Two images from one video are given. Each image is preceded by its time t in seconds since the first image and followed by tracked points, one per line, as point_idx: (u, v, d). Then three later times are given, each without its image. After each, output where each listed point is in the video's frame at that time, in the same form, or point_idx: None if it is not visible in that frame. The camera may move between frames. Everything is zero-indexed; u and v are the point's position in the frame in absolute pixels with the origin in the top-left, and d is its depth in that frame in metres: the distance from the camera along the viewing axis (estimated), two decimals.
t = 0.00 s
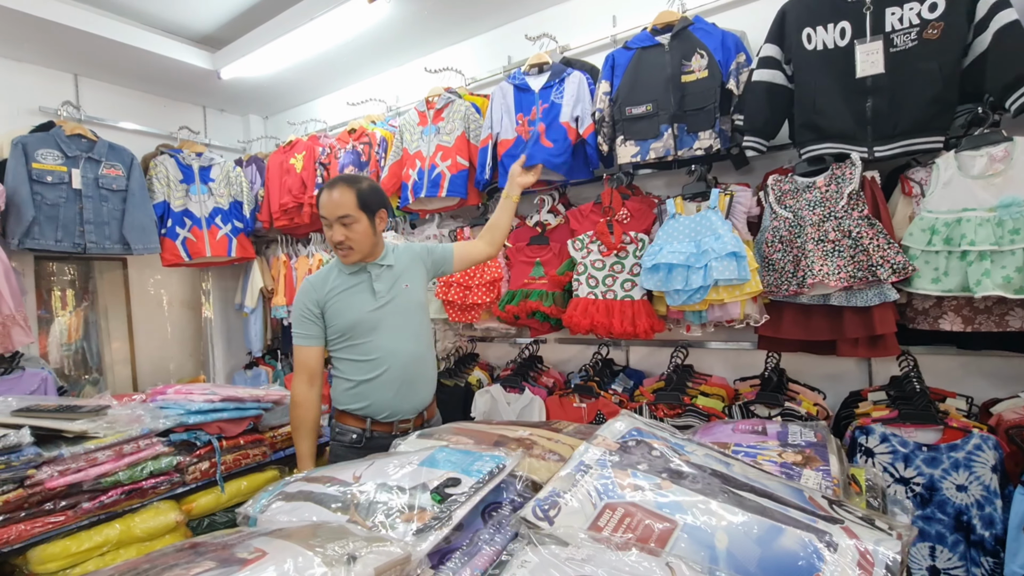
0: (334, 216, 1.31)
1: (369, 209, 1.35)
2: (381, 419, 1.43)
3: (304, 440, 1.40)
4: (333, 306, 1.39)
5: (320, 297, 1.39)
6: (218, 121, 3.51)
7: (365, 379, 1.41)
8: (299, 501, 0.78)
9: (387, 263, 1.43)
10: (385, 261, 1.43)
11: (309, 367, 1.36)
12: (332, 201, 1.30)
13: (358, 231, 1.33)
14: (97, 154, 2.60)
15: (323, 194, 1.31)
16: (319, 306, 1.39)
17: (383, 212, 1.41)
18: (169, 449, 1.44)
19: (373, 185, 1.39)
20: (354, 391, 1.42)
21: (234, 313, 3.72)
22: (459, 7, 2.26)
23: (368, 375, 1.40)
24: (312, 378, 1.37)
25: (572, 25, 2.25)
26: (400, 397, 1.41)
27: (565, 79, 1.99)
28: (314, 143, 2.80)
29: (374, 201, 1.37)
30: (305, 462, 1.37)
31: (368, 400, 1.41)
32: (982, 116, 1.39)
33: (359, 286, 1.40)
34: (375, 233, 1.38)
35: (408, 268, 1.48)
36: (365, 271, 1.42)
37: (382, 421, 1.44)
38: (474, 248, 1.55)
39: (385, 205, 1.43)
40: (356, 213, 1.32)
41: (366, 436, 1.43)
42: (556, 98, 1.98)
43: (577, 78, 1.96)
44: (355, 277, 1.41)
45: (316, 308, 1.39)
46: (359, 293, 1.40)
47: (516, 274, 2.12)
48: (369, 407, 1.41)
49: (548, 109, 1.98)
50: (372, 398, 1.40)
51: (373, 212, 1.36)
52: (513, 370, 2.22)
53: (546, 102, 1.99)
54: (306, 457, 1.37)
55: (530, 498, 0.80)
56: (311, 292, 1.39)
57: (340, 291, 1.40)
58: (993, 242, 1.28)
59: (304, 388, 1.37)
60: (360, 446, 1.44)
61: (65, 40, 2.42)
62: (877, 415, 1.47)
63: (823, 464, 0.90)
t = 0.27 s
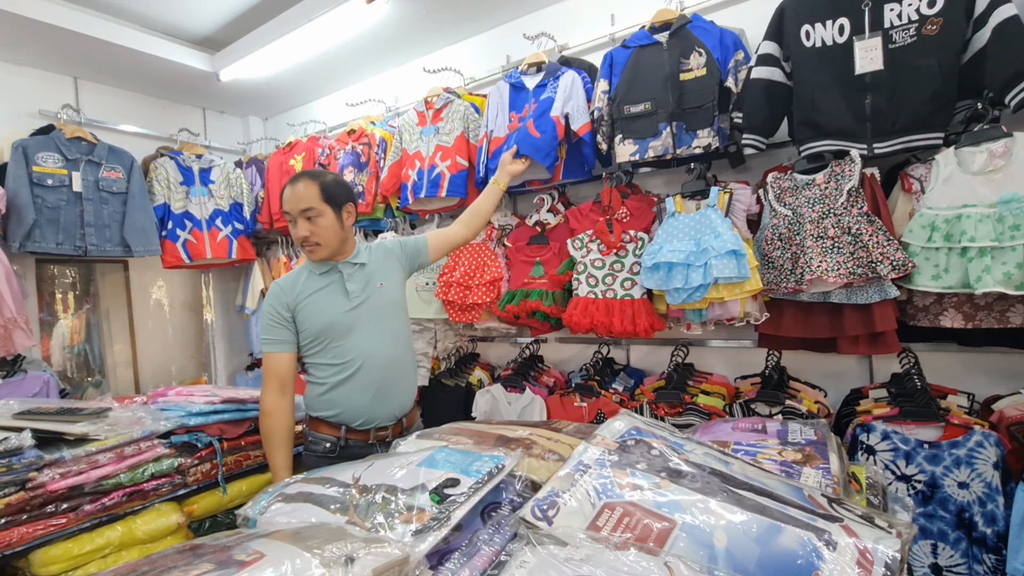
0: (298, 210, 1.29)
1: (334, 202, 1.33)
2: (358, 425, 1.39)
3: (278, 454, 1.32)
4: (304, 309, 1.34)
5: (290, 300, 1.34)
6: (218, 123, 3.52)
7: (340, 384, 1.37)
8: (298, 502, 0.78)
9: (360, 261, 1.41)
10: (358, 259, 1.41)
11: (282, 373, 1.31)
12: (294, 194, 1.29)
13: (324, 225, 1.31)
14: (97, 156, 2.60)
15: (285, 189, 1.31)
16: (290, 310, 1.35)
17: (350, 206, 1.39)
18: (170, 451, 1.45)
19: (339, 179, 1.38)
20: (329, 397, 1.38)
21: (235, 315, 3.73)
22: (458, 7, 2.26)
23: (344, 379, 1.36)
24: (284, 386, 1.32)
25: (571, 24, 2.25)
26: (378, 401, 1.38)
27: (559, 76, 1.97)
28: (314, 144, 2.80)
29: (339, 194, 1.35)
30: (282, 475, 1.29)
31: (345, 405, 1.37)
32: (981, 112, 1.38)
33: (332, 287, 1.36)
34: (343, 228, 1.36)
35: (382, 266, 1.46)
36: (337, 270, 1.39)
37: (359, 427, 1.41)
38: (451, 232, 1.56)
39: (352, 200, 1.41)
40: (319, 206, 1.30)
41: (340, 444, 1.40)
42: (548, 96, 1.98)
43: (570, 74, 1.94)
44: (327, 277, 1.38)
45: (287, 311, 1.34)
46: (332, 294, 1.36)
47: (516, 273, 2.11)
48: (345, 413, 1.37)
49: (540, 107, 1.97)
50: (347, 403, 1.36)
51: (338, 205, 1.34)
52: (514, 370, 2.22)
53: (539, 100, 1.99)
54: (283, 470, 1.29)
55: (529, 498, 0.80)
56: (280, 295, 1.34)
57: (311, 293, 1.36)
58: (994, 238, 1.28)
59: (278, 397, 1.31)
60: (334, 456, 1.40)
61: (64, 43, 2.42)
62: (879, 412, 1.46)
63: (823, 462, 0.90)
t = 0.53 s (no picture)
0: (259, 209, 1.28)
1: (297, 199, 1.32)
2: (330, 432, 1.37)
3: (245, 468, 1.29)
4: (272, 313, 1.32)
5: (257, 305, 1.33)
6: (217, 125, 3.52)
7: (311, 390, 1.35)
8: (299, 506, 0.78)
9: (329, 263, 1.40)
10: (327, 260, 1.39)
11: (248, 384, 1.30)
12: (254, 193, 1.28)
13: (288, 223, 1.30)
14: (96, 160, 2.61)
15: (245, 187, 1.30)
16: (257, 315, 1.33)
17: (315, 203, 1.38)
18: (172, 454, 1.48)
19: (303, 178, 1.37)
20: (299, 403, 1.35)
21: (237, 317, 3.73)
22: (455, 6, 2.25)
23: (314, 384, 1.34)
24: (249, 397, 1.30)
25: (569, 22, 2.24)
26: (350, 406, 1.36)
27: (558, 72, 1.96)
28: (313, 146, 2.80)
29: (303, 191, 1.34)
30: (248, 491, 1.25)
31: (316, 412, 1.34)
32: (983, 106, 1.37)
33: (300, 290, 1.35)
34: (308, 226, 1.35)
35: (353, 268, 1.44)
36: (305, 272, 1.38)
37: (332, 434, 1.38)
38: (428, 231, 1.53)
39: (316, 198, 1.40)
40: (282, 205, 1.29)
41: (312, 455, 1.38)
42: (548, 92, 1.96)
43: (569, 70, 1.93)
44: (295, 281, 1.36)
45: (254, 317, 1.32)
46: (301, 297, 1.34)
47: (516, 273, 2.11)
48: (315, 419, 1.35)
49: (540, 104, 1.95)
50: (318, 409, 1.34)
51: (301, 203, 1.33)
52: (516, 370, 2.22)
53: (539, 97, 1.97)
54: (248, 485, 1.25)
55: (531, 499, 0.80)
56: (247, 300, 1.32)
57: (279, 297, 1.34)
58: (998, 233, 1.27)
59: (244, 409, 1.29)
60: (305, 467, 1.39)
61: (63, 47, 2.42)
62: (883, 409, 1.46)
63: (827, 461, 0.89)
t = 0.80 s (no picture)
0: (233, 208, 1.25)
1: (272, 198, 1.27)
2: (305, 443, 1.30)
3: (222, 477, 1.23)
4: (245, 318, 1.29)
5: (232, 310, 1.30)
6: (219, 127, 3.53)
7: (285, 398, 1.29)
8: (303, 507, 0.78)
9: (310, 266, 1.35)
10: (307, 264, 1.35)
11: (225, 388, 1.27)
12: (228, 191, 1.25)
13: (260, 223, 1.25)
14: (99, 163, 2.62)
15: (222, 186, 1.27)
16: (232, 319, 1.30)
17: (293, 202, 1.32)
18: (176, 456, 1.49)
19: (279, 177, 1.33)
20: (274, 412, 1.30)
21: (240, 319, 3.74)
22: (456, 6, 2.25)
23: (287, 392, 1.28)
24: (228, 402, 1.27)
25: (570, 22, 2.23)
26: (324, 417, 1.29)
27: (562, 73, 1.97)
28: (315, 147, 2.80)
29: (278, 190, 1.29)
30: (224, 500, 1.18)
31: (289, 421, 1.29)
32: (987, 102, 1.36)
33: (276, 294, 1.31)
34: (284, 227, 1.29)
35: (335, 273, 1.38)
36: (282, 275, 1.34)
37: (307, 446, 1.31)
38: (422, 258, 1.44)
39: (297, 197, 1.35)
40: (255, 204, 1.24)
41: (291, 466, 1.32)
42: (553, 94, 1.97)
43: (573, 72, 1.94)
44: (272, 285, 1.33)
45: (229, 322, 1.30)
46: (275, 301, 1.30)
47: (519, 273, 2.11)
48: (289, 429, 1.29)
49: (545, 106, 1.97)
50: (291, 418, 1.28)
51: (277, 203, 1.28)
52: (519, 370, 2.22)
53: (544, 99, 1.99)
54: (224, 492, 1.18)
55: (536, 500, 0.80)
56: (223, 305, 1.30)
57: (254, 301, 1.30)
58: (1002, 230, 1.26)
59: (223, 414, 1.26)
60: (284, 478, 1.33)
61: (65, 51, 2.43)
62: (887, 407, 1.45)
63: (833, 460, 0.89)
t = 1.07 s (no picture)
0: (218, 208, 1.23)
1: (254, 199, 1.23)
2: (277, 455, 1.29)
3: (209, 477, 1.32)
4: (231, 323, 1.30)
5: (222, 314, 1.33)
6: (221, 131, 3.54)
7: (260, 408, 1.29)
8: (305, 513, 0.78)
9: (301, 271, 1.30)
10: (298, 268, 1.30)
11: (214, 394, 1.33)
12: (215, 192, 1.24)
13: (241, 224, 1.22)
14: (102, 168, 2.62)
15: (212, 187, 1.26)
16: (222, 323, 1.33)
17: (279, 202, 1.27)
18: (178, 460, 1.49)
19: (268, 176, 1.29)
20: (252, 419, 1.31)
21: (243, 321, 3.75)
22: (456, 8, 2.25)
23: (261, 403, 1.28)
24: (217, 408, 1.33)
25: (571, 23, 2.23)
26: (292, 432, 1.25)
27: (565, 78, 1.98)
28: (316, 150, 2.80)
29: (262, 190, 1.25)
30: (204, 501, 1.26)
31: (262, 431, 1.28)
32: (990, 101, 1.36)
33: (260, 301, 1.30)
34: (266, 229, 1.25)
35: (326, 280, 1.31)
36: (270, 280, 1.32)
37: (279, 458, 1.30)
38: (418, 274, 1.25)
39: (287, 198, 1.31)
40: (237, 205, 1.22)
41: (268, 476, 1.33)
42: (558, 99, 1.98)
43: (577, 76, 1.95)
44: (259, 290, 1.32)
45: (219, 325, 1.33)
46: (259, 308, 1.29)
47: (520, 275, 2.11)
48: (263, 440, 1.29)
49: (551, 111, 1.98)
50: (264, 429, 1.28)
51: (261, 205, 1.25)
52: (521, 372, 2.21)
53: (549, 104, 2.00)
54: (206, 494, 1.27)
55: (539, 505, 0.80)
56: (216, 308, 1.33)
57: (241, 306, 1.31)
58: (1007, 230, 1.25)
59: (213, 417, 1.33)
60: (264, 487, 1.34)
61: (67, 55, 2.44)
62: (891, 407, 1.44)
63: (837, 463, 0.88)
